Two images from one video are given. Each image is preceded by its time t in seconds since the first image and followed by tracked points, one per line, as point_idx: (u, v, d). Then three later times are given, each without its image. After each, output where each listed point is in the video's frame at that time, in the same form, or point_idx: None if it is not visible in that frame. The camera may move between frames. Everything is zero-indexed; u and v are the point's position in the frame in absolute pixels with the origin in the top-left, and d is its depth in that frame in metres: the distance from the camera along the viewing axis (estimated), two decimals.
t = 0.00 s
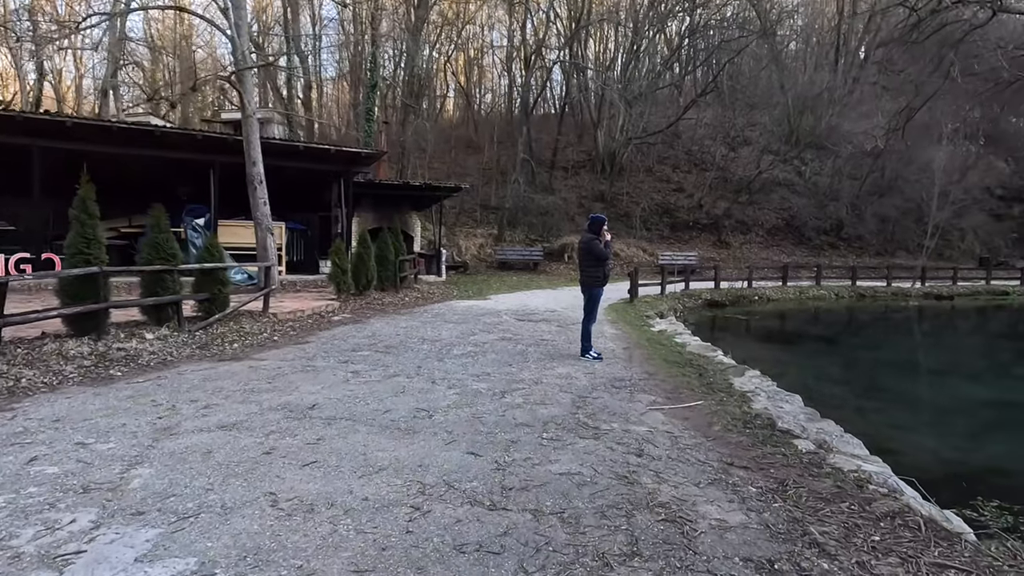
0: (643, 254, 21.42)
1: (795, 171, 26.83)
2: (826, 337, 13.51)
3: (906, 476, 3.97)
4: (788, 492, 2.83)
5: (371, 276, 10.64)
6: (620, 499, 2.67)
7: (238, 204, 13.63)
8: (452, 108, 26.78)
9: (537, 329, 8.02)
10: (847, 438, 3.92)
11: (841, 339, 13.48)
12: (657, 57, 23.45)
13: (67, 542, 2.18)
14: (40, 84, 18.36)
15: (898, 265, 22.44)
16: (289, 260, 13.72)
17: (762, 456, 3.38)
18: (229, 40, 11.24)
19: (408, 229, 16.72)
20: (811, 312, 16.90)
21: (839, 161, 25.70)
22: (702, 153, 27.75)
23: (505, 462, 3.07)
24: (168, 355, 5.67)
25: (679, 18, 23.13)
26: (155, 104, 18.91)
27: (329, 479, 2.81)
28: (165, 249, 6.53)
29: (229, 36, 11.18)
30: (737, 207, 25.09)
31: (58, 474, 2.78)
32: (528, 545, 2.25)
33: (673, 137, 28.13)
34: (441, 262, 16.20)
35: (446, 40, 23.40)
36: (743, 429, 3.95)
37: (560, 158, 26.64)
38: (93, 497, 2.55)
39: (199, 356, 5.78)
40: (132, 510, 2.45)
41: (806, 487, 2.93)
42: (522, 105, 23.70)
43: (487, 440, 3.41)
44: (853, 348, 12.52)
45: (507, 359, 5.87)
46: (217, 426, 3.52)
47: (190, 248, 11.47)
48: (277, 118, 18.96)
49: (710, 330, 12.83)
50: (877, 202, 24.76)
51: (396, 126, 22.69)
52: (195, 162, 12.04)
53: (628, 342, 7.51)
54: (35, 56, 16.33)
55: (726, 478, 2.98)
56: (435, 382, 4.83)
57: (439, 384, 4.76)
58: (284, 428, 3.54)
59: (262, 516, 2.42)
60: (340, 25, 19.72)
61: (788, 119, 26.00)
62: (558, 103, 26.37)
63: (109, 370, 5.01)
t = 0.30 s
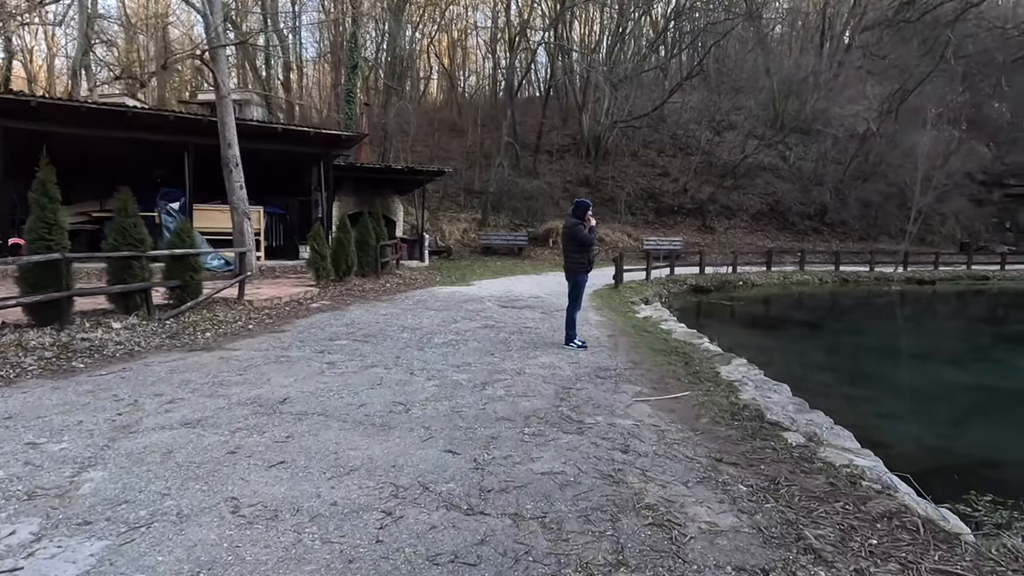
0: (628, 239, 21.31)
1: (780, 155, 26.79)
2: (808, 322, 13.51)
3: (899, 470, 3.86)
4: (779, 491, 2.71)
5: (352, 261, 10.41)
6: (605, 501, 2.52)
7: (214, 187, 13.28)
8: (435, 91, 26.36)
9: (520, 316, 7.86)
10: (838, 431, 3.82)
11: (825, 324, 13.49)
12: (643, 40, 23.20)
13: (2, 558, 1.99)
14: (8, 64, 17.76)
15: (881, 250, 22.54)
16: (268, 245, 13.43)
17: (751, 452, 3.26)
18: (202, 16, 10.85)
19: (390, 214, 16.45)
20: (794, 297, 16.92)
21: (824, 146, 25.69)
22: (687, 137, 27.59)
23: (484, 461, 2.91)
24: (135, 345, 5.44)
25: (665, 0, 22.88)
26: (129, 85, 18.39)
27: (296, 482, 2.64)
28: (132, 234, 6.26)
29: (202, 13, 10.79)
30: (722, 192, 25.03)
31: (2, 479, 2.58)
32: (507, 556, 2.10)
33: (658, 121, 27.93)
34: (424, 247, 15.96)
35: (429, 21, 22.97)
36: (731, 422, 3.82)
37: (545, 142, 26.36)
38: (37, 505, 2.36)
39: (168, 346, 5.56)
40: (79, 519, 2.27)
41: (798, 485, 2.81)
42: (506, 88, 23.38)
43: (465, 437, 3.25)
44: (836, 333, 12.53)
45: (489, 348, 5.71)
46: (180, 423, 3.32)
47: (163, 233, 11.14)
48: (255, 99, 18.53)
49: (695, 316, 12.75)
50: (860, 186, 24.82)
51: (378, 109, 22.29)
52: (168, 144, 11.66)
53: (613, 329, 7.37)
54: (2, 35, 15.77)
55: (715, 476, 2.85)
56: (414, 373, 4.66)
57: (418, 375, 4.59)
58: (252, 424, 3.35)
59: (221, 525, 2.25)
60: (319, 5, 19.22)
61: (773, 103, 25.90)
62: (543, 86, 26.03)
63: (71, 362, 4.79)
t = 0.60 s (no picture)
0: (615, 227, 21.22)
1: (767, 143, 26.77)
2: (795, 310, 13.51)
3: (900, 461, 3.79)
4: (783, 487, 2.59)
5: (336, 250, 10.20)
6: (602, 500, 2.38)
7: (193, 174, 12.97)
8: (420, 77, 26.04)
9: (508, 305, 7.73)
10: (836, 422, 3.72)
11: (812, 312, 13.46)
12: (630, 26, 23.00)
13: None
14: None
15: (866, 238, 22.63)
16: (251, 233, 13.16)
17: (751, 445, 3.14)
18: None
19: (375, 201, 16.20)
20: (781, 285, 16.92)
21: (810, 134, 25.69)
22: (674, 125, 27.48)
23: (474, 458, 2.76)
24: (109, 336, 5.22)
25: None
26: (106, 70, 17.93)
27: (273, 482, 2.47)
28: (105, 221, 6.02)
29: None
30: (709, 180, 25.00)
31: None
32: (500, 563, 1.95)
33: (646, 108, 27.78)
34: (409, 235, 15.75)
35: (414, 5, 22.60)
36: (728, 413, 3.71)
37: (531, 129, 26.14)
38: None
39: (143, 337, 5.34)
40: (35, 525, 2.10)
41: (802, 480, 2.69)
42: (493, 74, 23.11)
43: (453, 431, 3.10)
44: (824, 321, 12.52)
45: (477, 338, 5.56)
46: (151, 419, 3.15)
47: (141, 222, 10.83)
48: (236, 84, 18.15)
49: (683, 304, 12.68)
50: (846, 175, 24.88)
51: (363, 95, 21.95)
52: (145, 129, 11.33)
53: (603, 318, 7.26)
54: None
55: (715, 471, 2.73)
56: (399, 363, 4.50)
57: (404, 365, 4.44)
58: (229, 419, 3.19)
59: (192, 530, 2.09)
60: None
61: (760, 91, 25.83)
62: (530, 72, 25.79)
63: (39, 354, 4.57)
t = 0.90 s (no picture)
0: (607, 221, 21.06)
1: (758, 136, 26.67)
2: (787, 303, 13.41)
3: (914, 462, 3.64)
4: (802, 494, 2.41)
5: (323, 243, 9.95)
6: (609, 510, 2.20)
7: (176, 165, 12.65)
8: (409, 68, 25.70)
9: (501, 299, 7.53)
10: (847, 421, 3.56)
11: (804, 305, 13.36)
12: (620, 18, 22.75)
13: None
14: None
15: (856, 232, 22.62)
16: (236, 226, 12.88)
17: (762, 447, 2.97)
18: None
19: (364, 193, 15.93)
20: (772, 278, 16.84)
21: (801, 127, 25.60)
22: (665, 118, 27.31)
23: (469, 463, 2.57)
24: (83, 332, 4.98)
25: None
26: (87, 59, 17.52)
27: (251, 492, 2.27)
28: (79, 211, 5.76)
29: None
30: (700, 173, 24.89)
31: None
32: None
33: (637, 101, 27.58)
34: (399, 228, 15.50)
35: None
36: (734, 412, 3.53)
37: (522, 121, 25.88)
38: None
39: (120, 333, 5.10)
40: None
41: (820, 486, 2.52)
42: (482, 66, 22.82)
43: (447, 434, 2.91)
44: (816, 314, 12.46)
45: (471, 333, 5.37)
46: (123, 422, 2.93)
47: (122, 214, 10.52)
48: (220, 74, 17.79)
49: (676, 297, 12.56)
50: (837, 168, 24.84)
51: (350, 86, 21.62)
52: (125, 118, 11.00)
53: (597, 312, 7.08)
54: None
55: (728, 477, 2.55)
56: (388, 361, 4.30)
57: (393, 363, 4.24)
58: (206, 422, 2.97)
59: (158, 550, 1.88)
60: None
61: (752, 83, 25.70)
62: (520, 63, 25.50)
63: (7, 351, 4.33)
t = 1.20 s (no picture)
0: (600, 215, 20.90)
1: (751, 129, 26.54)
2: (781, 298, 13.31)
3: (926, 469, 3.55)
4: (821, 510, 2.25)
5: (313, 238, 9.72)
6: (618, 530, 2.04)
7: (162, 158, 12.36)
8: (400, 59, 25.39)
9: (494, 296, 7.36)
10: (859, 425, 3.42)
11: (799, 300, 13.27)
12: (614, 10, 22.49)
13: None
14: None
15: (849, 226, 22.57)
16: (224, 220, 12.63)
17: (774, 456, 2.82)
18: None
19: (354, 186, 15.68)
20: (766, 272, 16.76)
21: (794, 121, 25.49)
22: (659, 111, 27.13)
23: (466, 476, 2.40)
24: (60, 332, 4.76)
25: None
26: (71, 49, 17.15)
27: (228, 513, 2.08)
28: (56, 205, 5.53)
29: None
30: (694, 167, 24.78)
31: None
32: None
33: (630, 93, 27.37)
34: (390, 222, 15.28)
35: None
36: (743, 416, 3.38)
37: (514, 113, 25.64)
38: None
39: (98, 332, 4.89)
40: None
41: (840, 500, 2.36)
42: (474, 58, 22.53)
43: (441, 443, 2.73)
44: (810, 309, 12.37)
45: (464, 332, 5.19)
46: (92, 432, 2.73)
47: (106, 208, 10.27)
48: (208, 65, 17.47)
49: (670, 292, 12.42)
50: (830, 162, 24.76)
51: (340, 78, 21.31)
52: (108, 109, 10.71)
53: (593, 309, 6.91)
54: None
55: (742, 491, 2.39)
56: (379, 362, 4.12)
57: (385, 364, 4.05)
58: (182, 431, 2.78)
59: None
60: None
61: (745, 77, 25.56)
62: (512, 55, 25.24)
63: None
